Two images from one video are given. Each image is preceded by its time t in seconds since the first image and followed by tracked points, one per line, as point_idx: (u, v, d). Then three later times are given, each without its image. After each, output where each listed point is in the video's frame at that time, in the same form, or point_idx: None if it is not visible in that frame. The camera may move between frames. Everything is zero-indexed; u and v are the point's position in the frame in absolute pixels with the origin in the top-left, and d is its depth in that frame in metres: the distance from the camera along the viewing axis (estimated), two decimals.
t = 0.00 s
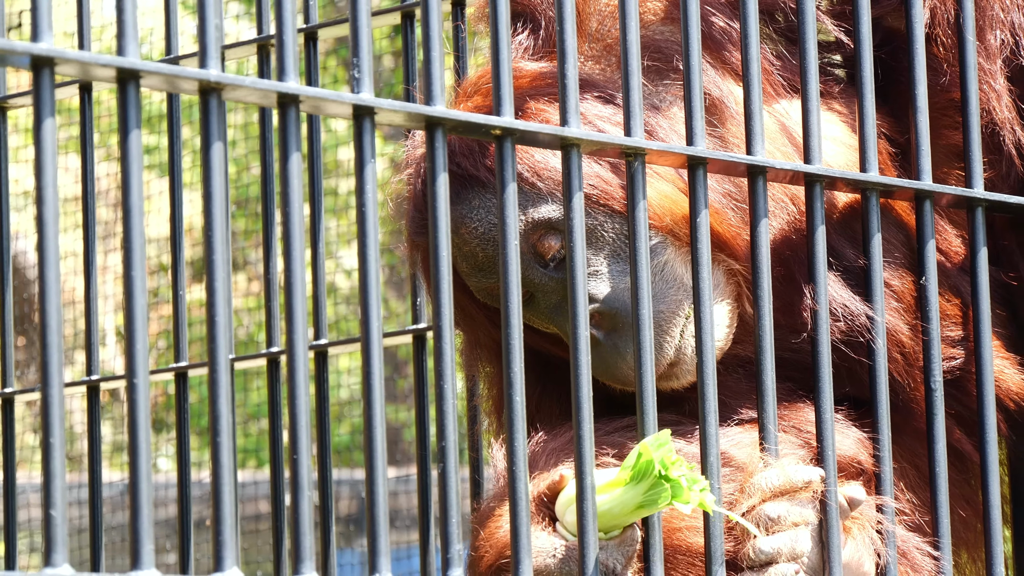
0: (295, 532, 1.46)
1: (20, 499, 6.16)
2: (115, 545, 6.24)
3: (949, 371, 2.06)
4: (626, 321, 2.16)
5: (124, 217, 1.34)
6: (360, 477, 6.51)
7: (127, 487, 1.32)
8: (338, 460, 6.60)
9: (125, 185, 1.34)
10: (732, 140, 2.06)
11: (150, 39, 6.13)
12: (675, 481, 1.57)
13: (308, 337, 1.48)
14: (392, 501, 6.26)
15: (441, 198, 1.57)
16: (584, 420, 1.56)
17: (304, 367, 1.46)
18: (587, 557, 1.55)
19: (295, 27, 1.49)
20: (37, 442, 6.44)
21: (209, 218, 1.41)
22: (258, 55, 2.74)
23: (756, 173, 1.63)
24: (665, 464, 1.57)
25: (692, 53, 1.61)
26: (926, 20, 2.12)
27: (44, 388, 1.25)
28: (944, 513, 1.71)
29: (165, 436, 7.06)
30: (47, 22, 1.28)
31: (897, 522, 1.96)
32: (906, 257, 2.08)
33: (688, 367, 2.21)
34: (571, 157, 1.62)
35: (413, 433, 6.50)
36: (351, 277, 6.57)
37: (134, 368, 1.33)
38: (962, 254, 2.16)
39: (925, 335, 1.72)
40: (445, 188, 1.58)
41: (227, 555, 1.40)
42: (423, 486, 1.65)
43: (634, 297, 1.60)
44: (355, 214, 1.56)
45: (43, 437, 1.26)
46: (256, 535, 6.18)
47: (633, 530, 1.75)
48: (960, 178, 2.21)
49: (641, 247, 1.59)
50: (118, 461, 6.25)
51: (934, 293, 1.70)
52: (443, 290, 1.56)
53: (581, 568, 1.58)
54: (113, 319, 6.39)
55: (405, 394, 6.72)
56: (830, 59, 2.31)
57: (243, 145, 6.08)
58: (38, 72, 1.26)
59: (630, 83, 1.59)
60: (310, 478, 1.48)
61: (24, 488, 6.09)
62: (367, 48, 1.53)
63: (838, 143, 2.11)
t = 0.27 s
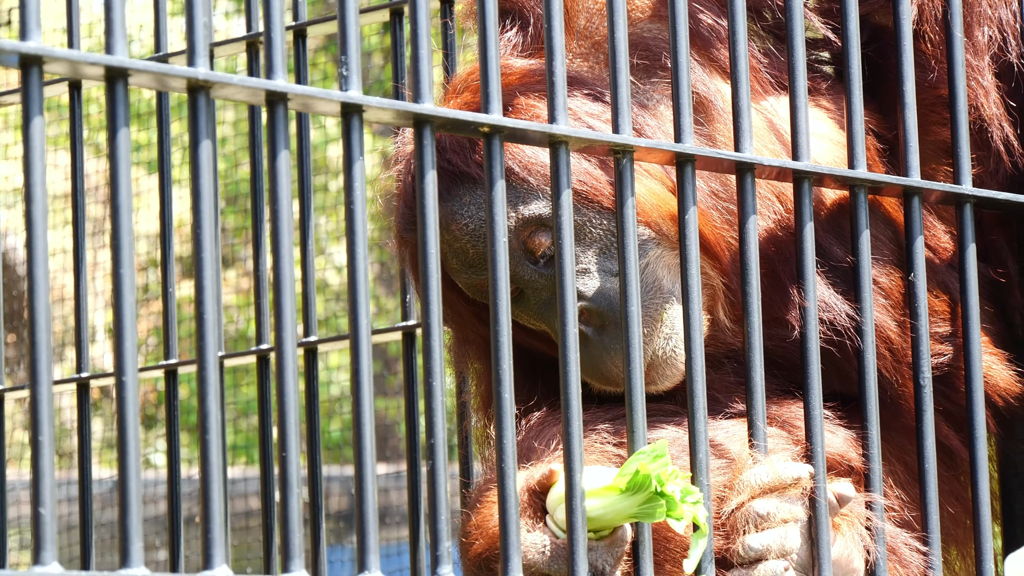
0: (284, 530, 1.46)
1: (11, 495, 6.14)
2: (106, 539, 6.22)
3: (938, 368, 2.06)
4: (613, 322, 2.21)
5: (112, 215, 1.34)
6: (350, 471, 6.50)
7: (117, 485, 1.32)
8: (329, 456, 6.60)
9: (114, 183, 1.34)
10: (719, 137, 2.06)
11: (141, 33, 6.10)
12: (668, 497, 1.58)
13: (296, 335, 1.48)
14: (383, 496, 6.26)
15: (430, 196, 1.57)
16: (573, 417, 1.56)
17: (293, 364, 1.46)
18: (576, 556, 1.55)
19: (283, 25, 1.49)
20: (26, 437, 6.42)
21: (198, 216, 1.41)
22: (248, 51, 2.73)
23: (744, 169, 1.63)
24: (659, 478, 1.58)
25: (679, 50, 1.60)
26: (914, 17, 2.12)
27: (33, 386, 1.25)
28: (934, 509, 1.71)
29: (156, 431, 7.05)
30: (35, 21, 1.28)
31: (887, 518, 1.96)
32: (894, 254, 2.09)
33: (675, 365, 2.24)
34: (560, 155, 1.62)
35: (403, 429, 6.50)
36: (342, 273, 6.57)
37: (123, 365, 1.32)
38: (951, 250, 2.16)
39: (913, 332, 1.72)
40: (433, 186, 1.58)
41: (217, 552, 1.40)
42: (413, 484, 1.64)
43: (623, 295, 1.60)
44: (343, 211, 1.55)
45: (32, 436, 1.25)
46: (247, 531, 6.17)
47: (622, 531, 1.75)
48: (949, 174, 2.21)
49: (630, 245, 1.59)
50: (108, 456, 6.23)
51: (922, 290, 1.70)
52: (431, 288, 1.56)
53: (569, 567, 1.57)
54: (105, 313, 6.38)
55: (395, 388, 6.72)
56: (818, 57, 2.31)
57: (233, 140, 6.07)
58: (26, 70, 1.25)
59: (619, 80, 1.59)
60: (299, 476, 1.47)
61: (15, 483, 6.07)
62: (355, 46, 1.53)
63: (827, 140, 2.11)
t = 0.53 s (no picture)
0: (277, 528, 1.46)
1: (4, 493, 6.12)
2: (99, 537, 6.21)
3: (932, 366, 2.07)
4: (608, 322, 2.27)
5: (105, 214, 1.34)
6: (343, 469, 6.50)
7: (110, 484, 1.32)
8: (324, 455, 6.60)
9: (107, 182, 1.34)
10: (711, 136, 2.06)
11: (135, 30, 6.09)
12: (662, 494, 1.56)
13: (290, 333, 1.48)
14: (376, 494, 6.26)
15: (422, 195, 1.57)
16: (566, 415, 1.56)
17: (286, 363, 1.46)
18: (569, 555, 1.55)
19: (276, 24, 1.49)
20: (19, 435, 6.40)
21: (191, 215, 1.41)
22: (241, 51, 2.72)
23: (737, 168, 1.63)
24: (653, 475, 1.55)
25: (672, 49, 1.60)
26: (907, 16, 2.12)
27: (26, 385, 1.25)
28: (927, 506, 1.71)
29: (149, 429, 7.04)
30: (28, 20, 1.28)
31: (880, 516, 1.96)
32: (886, 252, 2.09)
33: (660, 370, 2.24)
34: (552, 154, 1.62)
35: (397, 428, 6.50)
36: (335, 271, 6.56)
37: (116, 364, 1.33)
38: (944, 248, 2.16)
39: (906, 330, 1.72)
40: (426, 185, 1.58)
41: (210, 551, 1.40)
42: (406, 482, 1.64)
43: (615, 293, 1.60)
44: (336, 210, 1.56)
45: (25, 434, 1.26)
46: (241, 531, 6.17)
47: (616, 529, 1.75)
48: (941, 171, 2.21)
49: (622, 244, 1.59)
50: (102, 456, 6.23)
51: (915, 288, 1.70)
52: (424, 287, 1.56)
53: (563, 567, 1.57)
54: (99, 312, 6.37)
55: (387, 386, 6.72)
56: (810, 56, 2.32)
57: (226, 140, 6.06)
58: (19, 70, 1.25)
59: (611, 79, 1.59)
60: (292, 474, 1.48)
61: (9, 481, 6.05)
62: (348, 45, 1.53)
63: (820, 138, 2.11)
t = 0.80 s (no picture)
0: (268, 489, 1.46)
1: None
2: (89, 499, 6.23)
3: (921, 329, 2.08)
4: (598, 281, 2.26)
5: (95, 176, 1.34)
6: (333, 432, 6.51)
7: (101, 445, 1.33)
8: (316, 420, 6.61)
9: (97, 144, 1.33)
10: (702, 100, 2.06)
11: None
12: (657, 454, 1.58)
13: (280, 296, 1.48)
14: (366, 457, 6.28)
15: (414, 157, 1.57)
16: (556, 377, 1.57)
17: (276, 325, 1.46)
18: (558, 517, 1.57)
19: None
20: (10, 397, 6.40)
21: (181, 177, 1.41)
22: (233, 12, 2.70)
23: (728, 132, 1.62)
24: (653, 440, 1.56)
25: (664, 13, 1.60)
26: None
27: (17, 346, 1.25)
28: (916, 469, 1.72)
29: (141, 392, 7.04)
30: None
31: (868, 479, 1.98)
32: (877, 216, 2.10)
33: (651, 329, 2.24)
34: (544, 117, 1.61)
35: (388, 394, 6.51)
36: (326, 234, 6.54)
37: (107, 325, 1.33)
38: (935, 212, 2.17)
39: (896, 293, 1.73)
40: (417, 147, 1.58)
41: (201, 511, 1.40)
42: (397, 445, 1.65)
43: (606, 256, 1.60)
44: (327, 172, 1.55)
45: (15, 395, 1.26)
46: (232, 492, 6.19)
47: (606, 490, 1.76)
48: (934, 136, 2.20)
49: (614, 207, 1.59)
50: (92, 417, 6.23)
51: (906, 252, 1.70)
52: (415, 249, 1.56)
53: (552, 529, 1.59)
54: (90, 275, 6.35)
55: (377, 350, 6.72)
56: (802, 20, 2.32)
57: (216, 103, 6.02)
58: (8, 30, 1.25)
59: (603, 42, 1.59)
60: (282, 436, 1.48)
61: None
62: (338, 7, 1.52)
63: (812, 103, 2.10)
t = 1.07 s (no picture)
0: (257, 464, 1.46)
1: None
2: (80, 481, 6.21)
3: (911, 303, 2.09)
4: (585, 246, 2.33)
5: (84, 150, 1.33)
6: (324, 412, 6.51)
7: (90, 421, 1.32)
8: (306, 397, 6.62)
9: (85, 118, 1.33)
10: (690, 71, 2.06)
11: None
12: (670, 401, 1.57)
13: (268, 270, 1.47)
14: (356, 436, 6.28)
15: (401, 130, 1.56)
16: (545, 351, 1.57)
17: (265, 299, 1.45)
18: (547, 490, 1.56)
19: None
20: None
21: (170, 151, 1.40)
22: None
23: (716, 104, 1.62)
24: (671, 383, 1.56)
25: None
26: None
27: (4, 321, 1.24)
28: (906, 442, 1.72)
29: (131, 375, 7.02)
30: None
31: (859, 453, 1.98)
32: (865, 189, 2.11)
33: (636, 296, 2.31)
34: (532, 90, 1.61)
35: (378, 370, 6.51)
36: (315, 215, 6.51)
37: (95, 301, 1.32)
38: (923, 185, 2.17)
39: (885, 266, 1.73)
40: (405, 120, 1.57)
41: (190, 486, 1.40)
42: (386, 419, 1.64)
43: (595, 229, 1.60)
44: (315, 145, 1.55)
45: (3, 370, 1.25)
46: (222, 470, 6.19)
47: (597, 465, 1.74)
48: (922, 109, 2.20)
49: (602, 180, 1.59)
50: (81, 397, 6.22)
51: (894, 224, 1.70)
52: (402, 222, 1.56)
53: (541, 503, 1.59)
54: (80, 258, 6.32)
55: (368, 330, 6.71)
56: None
57: (205, 84, 5.99)
58: None
59: (591, 14, 1.58)
60: (271, 411, 1.47)
61: None
62: None
63: (799, 75, 2.10)
